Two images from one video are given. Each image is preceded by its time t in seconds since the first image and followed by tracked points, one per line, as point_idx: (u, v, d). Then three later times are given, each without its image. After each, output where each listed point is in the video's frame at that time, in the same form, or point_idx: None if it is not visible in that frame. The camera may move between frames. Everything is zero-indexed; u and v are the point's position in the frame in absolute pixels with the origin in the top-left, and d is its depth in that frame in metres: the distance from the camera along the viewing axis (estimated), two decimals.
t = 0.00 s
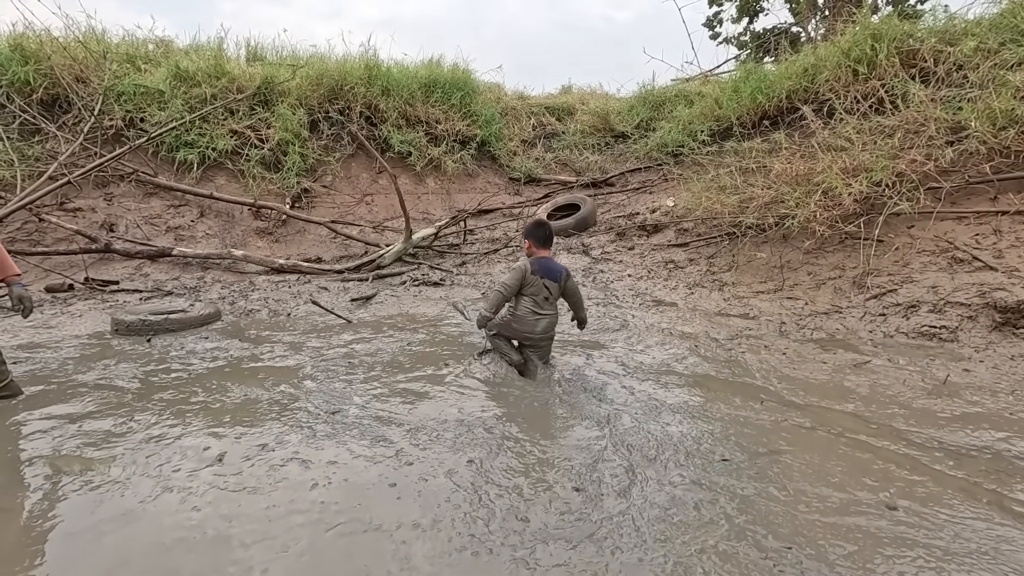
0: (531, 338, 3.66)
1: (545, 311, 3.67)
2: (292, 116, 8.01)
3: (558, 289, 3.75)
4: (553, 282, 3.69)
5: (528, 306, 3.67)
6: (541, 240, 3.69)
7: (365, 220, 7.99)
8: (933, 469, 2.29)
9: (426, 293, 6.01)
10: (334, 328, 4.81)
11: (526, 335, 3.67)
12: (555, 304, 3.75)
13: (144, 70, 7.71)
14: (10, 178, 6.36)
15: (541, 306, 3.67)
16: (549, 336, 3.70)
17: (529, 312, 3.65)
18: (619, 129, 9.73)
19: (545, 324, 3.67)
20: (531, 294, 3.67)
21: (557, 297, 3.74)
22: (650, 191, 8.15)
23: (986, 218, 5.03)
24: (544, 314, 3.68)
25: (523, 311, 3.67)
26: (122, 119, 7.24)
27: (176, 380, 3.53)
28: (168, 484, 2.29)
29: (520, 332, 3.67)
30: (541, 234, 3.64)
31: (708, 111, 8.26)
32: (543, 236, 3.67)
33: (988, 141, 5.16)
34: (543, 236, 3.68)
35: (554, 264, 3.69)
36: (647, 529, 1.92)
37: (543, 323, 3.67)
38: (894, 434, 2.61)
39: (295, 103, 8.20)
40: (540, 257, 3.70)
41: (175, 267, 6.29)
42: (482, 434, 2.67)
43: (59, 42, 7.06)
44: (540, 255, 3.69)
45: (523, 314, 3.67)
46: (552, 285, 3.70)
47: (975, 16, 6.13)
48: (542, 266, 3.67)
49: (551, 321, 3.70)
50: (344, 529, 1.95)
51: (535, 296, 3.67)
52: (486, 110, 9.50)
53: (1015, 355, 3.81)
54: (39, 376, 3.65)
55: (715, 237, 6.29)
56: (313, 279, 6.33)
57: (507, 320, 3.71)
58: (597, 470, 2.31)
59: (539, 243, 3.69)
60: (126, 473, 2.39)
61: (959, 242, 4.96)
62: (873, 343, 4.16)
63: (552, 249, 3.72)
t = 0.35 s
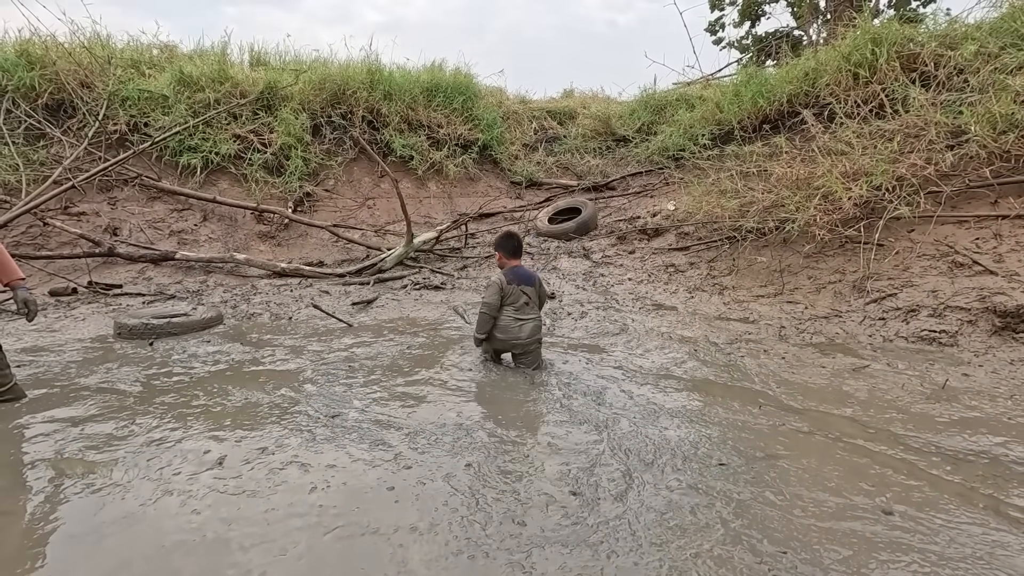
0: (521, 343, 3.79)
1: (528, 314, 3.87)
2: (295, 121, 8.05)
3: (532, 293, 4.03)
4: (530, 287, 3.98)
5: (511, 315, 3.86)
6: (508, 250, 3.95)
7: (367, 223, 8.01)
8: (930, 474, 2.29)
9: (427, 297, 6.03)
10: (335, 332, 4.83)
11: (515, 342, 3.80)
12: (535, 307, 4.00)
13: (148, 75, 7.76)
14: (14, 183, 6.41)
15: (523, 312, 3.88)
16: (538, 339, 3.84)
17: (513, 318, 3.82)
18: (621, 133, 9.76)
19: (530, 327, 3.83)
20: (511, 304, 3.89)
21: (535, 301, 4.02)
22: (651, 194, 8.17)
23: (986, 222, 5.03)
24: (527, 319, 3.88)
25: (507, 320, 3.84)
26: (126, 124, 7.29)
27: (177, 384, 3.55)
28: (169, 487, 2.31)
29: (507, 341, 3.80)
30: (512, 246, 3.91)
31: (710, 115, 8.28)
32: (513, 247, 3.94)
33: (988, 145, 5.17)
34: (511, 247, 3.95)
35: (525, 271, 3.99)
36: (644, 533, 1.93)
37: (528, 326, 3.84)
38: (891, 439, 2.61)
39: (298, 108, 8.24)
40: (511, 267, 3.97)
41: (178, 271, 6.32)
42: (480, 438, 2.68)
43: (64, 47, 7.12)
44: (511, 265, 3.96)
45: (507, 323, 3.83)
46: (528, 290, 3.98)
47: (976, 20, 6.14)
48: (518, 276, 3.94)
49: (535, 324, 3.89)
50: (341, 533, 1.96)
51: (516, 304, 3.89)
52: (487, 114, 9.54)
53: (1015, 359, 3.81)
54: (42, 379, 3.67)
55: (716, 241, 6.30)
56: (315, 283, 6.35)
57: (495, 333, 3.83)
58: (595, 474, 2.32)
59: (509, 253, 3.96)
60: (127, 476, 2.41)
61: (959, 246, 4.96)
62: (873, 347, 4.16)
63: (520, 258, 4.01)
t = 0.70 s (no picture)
0: (514, 335, 3.98)
1: (514, 306, 4.06)
2: (300, 125, 8.09)
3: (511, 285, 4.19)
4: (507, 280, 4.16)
5: (498, 311, 4.02)
6: (474, 253, 4.18)
7: (371, 227, 8.03)
8: (938, 482, 2.27)
9: (432, 301, 6.03)
10: (340, 336, 4.84)
11: (509, 336, 3.98)
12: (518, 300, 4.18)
13: (155, 80, 7.82)
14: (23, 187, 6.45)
15: (507, 305, 4.06)
16: (528, 327, 4.05)
17: (503, 312, 3.98)
18: (625, 137, 9.76)
19: (519, 319, 4.03)
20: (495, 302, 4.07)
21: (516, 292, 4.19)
22: (655, 198, 8.16)
23: (994, 227, 5.01)
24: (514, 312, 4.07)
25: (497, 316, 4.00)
26: (134, 128, 7.34)
27: (183, 387, 3.56)
28: (174, 492, 2.31)
29: (503, 335, 3.96)
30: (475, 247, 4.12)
31: (714, 119, 8.28)
32: (477, 248, 4.16)
33: (996, 150, 5.14)
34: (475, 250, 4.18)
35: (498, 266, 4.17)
36: (649, 541, 1.92)
37: (517, 317, 4.03)
38: (899, 446, 2.59)
39: (303, 112, 8.28)
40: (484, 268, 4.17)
41: (184, 274, 6.35)
42: (485, 444, 2.68)
43: (73, 52, 7.18)
44: (483, 266, 4.17)
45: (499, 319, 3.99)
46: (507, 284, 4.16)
47: (982, 24, 6.13)
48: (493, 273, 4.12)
49: (522, 314, 4.09)
50: (345, 539, 1.96)
51: (500, 299, 4.06)
52: (492, 118, 9.56)
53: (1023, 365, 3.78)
54: (49, 382, 3.69)
55: (721, 245, 6.28)
56: (320, 287, 6.37)
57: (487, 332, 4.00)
58: (599, 481, 2.31)
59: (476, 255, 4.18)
60: (133, 480, 2.41)
61: (967, 251, 4.94)
62: (880, 352, 4.14)
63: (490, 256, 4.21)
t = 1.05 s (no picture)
0: (516, 334, 4.12)
1: (514, 305, 4.17)
2: (308, 129, 8.09)
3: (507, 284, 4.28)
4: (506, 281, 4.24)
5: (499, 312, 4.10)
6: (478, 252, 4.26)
7: (378, 231, 8.02)
8: (958, 492, 2.22)
9: (438, 305, 6.01)
10: (346, 340, 4.81)
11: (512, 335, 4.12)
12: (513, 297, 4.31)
13: (164, 84, 7.85)
14: (32, 190, 6.48)
15: (507, 306, 4.15)
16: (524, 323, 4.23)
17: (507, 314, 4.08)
18: (632, 141, 9.73)
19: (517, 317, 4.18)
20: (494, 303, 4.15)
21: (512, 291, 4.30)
22: (663, 202, 8.12)
23: (1009, 231, 4.94)
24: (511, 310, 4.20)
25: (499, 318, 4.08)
26: (142, 132, 7.37)
27: (189, 392, 3.54)
28: (178, 498, 2.29)
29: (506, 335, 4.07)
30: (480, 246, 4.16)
31: (722, 122, 8.22)
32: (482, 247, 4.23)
33: (1010, 153, 5.07)
34: (480, 249, 4.25)
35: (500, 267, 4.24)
36: (661, 551, 1.88)
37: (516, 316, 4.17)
38: (916, 455, 2.54)
39: (311, 116, 8.29)
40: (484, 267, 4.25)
41: (191, 277, 6.35)
42: (492, 450, 2.64)
43: (83, 57, 7.22)
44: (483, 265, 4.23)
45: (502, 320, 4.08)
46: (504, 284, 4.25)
47: (995, 26, 6.05)
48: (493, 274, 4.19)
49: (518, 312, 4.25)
50: (351, 547, 1.93)
51: (499, 300, 4.14)
52: (499, 122, 9.55)
53: None
54: (55, 386, 3.68)
55: (730, 249, 6.23)
56: (326, 290, 6.36)
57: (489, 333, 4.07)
58: (610, 489, 2.26)
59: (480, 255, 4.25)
60: (138, 486, 2.39)
61: (981, 255, 4.87)
62: (894, 358, 4.08)
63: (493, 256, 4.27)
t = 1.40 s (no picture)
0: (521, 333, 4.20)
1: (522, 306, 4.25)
2: (318, 132, 8.12)
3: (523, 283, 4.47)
4: (519, 284, 4.36)
5: (504, 309, 4.22)
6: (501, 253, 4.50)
7: (387, 234, 8.03)
8: (981, 502, 2.17)
9: (448, 308, 6.00)
10: (356, 343, 4.81)
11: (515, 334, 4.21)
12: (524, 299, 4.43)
13: (176, 88, 7.91)
14: (47, 194, 6.54)
15: (514, 306, 4.24)
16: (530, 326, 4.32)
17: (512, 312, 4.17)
18: (641, 144, 9.71)
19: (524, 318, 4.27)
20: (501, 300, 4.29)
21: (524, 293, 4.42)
22: (673, 205, 8.07)
23: None
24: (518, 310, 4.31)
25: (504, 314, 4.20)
26: (154, 136, 7.42)
27: (200, 394, 3.55)
28: (189, 501, 2.28)
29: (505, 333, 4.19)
30: (498, 246, 4.28)
31: (733, 125, 8.17)
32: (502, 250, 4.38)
33: None
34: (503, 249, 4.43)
35: (516, 270, 4.38)
36: (677, 560, 1.84)
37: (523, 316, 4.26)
38: (937, 462, 2.48)
39: (321, 120, 8.32)
40: (504, 267, 4.47)
41: (202, 280, 6.38)
42: (503, 455, 2.62)
43: (97, 62, 7.29)
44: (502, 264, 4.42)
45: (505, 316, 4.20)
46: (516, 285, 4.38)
47: (1011, 27, 5.97)
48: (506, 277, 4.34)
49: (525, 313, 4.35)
50: (362, 553, 1.91)
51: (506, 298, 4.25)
52: (508, 125, 9.55)
53: None
54: (68, 388, 3.70)
55: (741, 253, 6.18)
56: (336, 293, 6.37)
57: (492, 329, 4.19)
58: (623, 495, 2.23)
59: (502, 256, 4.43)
60: (149, 489, 2.38)
61: (999, 259, 4.80)
62: (911, 364, 4.01)
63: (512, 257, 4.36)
